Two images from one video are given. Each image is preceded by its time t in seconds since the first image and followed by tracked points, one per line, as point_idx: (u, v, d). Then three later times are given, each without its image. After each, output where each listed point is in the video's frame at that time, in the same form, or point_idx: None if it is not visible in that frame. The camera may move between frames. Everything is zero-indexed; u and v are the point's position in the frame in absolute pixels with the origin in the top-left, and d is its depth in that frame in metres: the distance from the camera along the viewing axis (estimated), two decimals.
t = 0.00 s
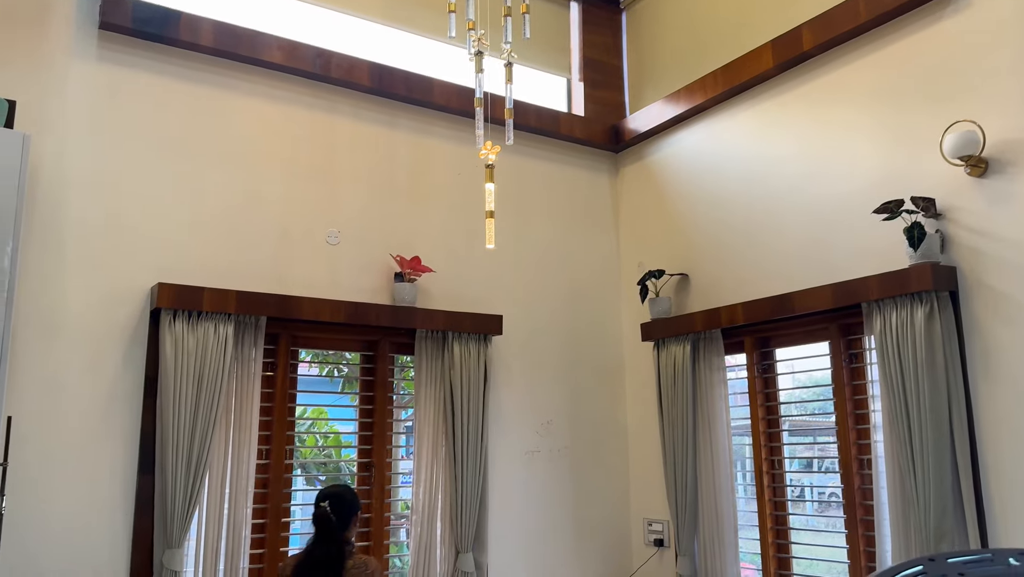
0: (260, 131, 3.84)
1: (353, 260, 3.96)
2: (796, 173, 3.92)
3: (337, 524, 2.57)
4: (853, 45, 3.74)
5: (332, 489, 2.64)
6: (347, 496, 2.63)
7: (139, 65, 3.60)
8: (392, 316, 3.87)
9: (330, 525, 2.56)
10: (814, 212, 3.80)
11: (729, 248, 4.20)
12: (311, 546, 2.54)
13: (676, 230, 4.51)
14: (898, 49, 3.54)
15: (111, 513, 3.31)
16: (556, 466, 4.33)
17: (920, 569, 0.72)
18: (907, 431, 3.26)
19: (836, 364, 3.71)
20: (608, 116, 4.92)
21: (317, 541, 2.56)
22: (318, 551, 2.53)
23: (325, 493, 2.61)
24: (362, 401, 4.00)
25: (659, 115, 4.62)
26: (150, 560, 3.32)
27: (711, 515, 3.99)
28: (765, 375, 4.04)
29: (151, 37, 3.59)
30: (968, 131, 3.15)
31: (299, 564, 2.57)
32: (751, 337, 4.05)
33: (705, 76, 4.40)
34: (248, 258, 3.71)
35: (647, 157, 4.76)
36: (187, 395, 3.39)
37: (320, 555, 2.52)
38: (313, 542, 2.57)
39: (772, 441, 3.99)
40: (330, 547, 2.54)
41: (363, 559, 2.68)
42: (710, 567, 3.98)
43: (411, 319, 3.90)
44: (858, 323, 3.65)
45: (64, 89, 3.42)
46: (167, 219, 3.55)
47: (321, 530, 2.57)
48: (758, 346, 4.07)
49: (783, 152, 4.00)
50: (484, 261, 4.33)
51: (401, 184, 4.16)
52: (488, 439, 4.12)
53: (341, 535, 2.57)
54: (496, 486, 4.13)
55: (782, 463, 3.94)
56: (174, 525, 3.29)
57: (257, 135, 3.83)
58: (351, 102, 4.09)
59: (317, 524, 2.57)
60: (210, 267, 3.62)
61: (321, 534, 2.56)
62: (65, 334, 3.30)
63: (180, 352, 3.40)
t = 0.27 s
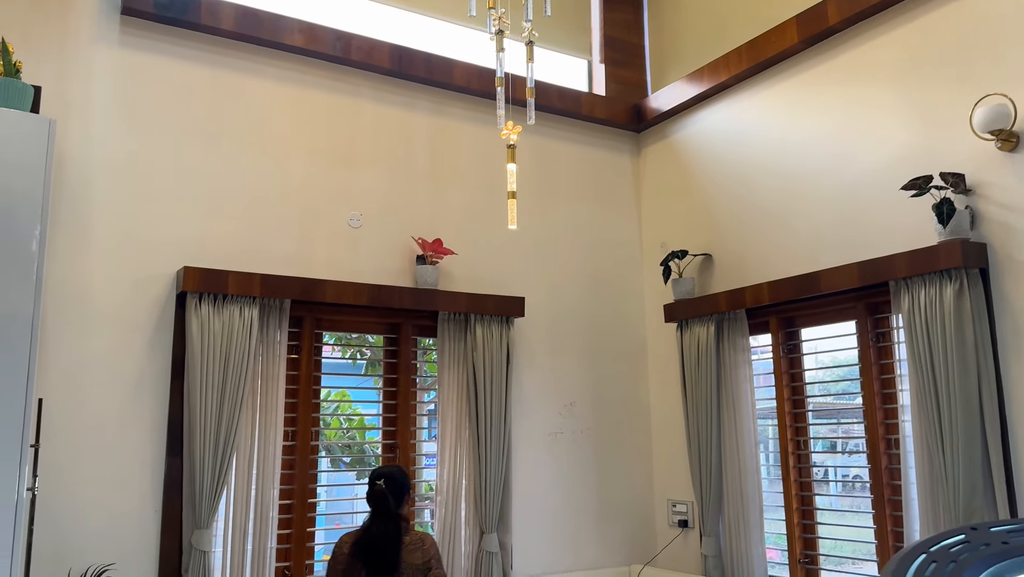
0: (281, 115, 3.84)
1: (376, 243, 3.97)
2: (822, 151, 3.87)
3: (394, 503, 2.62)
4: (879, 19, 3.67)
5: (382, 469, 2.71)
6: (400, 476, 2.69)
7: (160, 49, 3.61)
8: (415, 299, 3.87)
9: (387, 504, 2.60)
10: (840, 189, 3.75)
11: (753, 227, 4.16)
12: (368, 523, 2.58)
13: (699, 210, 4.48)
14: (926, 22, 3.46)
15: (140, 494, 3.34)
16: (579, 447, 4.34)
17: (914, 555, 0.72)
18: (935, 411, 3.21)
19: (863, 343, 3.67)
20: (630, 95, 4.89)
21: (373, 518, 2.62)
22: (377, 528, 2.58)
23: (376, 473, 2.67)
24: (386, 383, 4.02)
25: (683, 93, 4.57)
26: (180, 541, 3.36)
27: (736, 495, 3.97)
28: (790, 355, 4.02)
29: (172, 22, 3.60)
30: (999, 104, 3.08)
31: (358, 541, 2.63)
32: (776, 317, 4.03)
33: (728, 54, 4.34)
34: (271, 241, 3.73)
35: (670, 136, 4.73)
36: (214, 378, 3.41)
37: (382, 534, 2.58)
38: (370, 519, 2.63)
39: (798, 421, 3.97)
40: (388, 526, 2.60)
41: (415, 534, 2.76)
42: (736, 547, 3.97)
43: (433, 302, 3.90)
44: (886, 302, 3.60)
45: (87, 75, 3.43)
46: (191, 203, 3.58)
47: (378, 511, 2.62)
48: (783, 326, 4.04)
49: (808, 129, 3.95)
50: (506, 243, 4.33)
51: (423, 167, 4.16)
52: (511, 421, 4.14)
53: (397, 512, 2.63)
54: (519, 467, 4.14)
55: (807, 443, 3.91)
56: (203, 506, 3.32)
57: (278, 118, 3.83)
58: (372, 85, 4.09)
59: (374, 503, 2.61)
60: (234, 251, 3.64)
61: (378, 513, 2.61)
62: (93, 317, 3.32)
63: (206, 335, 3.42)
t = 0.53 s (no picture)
0: (302, 96, 3.85)
1: (398, 224, 3.98)
2: (848, 126, 3.81)
3: (437, 481, 2.57)
4: None
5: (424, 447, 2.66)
6: (441, 453, 2.64)
7: (182, 32, 3.62)
8: (437, 280, 3.88)
9: (430, 483, 2.55)
10: (867, 165, 3.70)
11: (776, 205, 4.13)
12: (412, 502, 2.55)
13: (722, 189, 4.45)
14: None
15: (168, 473, 3.37)
16: (602, 427, 4.35)
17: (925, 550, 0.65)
18: (964, 389, 3.17)
19: (890, 321, 3.63)
20: (652, 72, 4.86)
21: (417, 497, 2.58)
22: (422, 507, 2.55)
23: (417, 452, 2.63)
24: (409, 364, 4.04)
25: (705, 69, 4.52)
26: (208, 519, 3.39)
27: (760, 475, 3.95)
28: (816, 334, 3.99)
29: (192, 4, 3.60)
30: None
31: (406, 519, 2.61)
32: (801, 295, 4.00)
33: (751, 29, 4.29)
34: (294, 223, 3.74)
35: (693, 113, 4.69)
36: (240, 359, 3.44)
37: (427, 513, 2.54)
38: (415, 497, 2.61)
39: (823, 400, 3.94)
40: (432, 504, 2.56)
41: (460, 504, 2.70)
42: (760, 527, 3.95)
43: (455, 283, 3.91)
44: (913, 279, 3.56)
45: (110, 58, 3.45)
46: (215, 185, 3.59)
47: (422, 490, 2.57)
48: (809, 304, 4.01)
49: (833, 104, 3.89)
50: (528, 224, 4.33)
51: (443, 147, 4.15)
52: (534, 401, 4.15)
53: (440, 491, 2.58)
54: (542, 446, 4.16)
55: (833, 422, 3.89)
56: (229, 485, 3.36)
57: (299, 100, 3.83)
58: (392, 65, 4.08)
59: (416, 482, 2.56)
60: (258, 233, 3.66)
61: (422, 493, 2.57)
62: (120, 299, 3.35)
63: (231, 316, 3.44)
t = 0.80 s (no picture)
0: (319, 77, 3.84)
1: (416, 205, 3.98)
2: (870, 102, 3.75)
3: (476, 457, 2.69)
4: None
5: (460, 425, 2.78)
6: (478, 431, 2.77)
7: (198, 14, 3.61)
8: (455, 261, 3.87)
9: (471, 458, 2.67)
10: (889, 141, 3.65)
11: (797, 183, 4.08)
12: (453, 477, 2.67)
13: (741, 167, 4.42)
14: None
15: (190, 453, 3.40)
16: (621, 407, 4.36)
17: (955, 513, 0.64)
18: (989, 368, 3.13)
19: (912, 298, 3.60)
20: (670, 50, 4.81)
21: (458, 472, 2.69)
22: (462, 481, 2.67)
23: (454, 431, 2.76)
24: (428, 344, 4.05)
25: (725, 46, 4.48)
26: (231, 498, 3.42)
27: (781, 455, 3.94)
28: (837, 313, 3.96)
29: None
30: None
31: (447, 492, 2.74)
32: (823, 274, 3.98)
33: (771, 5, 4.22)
34: (312, 205, 3.74)
35: (712, 90, 4.65)
36: (260, 340, 3.45)
37: (468, 486, 2.67)
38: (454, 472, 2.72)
39: (845, 379, 3.92)
40: (473, 478, 2.68)
41: (499, 480, 2.85)
42: (780, 507, 3.94)
43: (473, 264, 3.90)
44: (937, 256, 3.52)
45: (127, 41, 3.45)
46: (233, 167, 3.60)
47: (462, 465, 2.69)
48: (830, 283, 3.99)
49: (855, 80, 3.83)
50: (545, 204, 4.32)
51: (460, 128, 4.14)
52: (553, 382, 4.16)
53: (480, 465, 2.70)
54: (561, 426, 4.17)
55: (854, 401, 3.87)
56: (251, 465, 3.38)
57: (316, 81, 3.83)
58: (408, 45, 4.06)
59: (456, 458, 2.69)
60: (276, 214, 3.67)
61: (462, 468, 2.69)
62: (140, 281, 3.37)
63: (251, 298, 3.46)
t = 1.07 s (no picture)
0: (336, 59, 3.84)
1: (433, 187, 3.98)
2: (892, 78, 3.70)
3: (522, 431, 2.77)
4: None
5: (498, 402, 2.83)
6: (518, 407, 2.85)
7: None
8: (472, 243, 3.87)
9: (519, 433, 2.74)
10: (911, 118, 3.59)
11: (817, 162, 4.04)
12: (503, 451, 2.73)
13: (760, 147, 4.39)
14: None
15: (211, 433, 3.44)
16: (639, 388, 4.36)
17: (981, 478, 0.62)
18: (1012, 346, 3.08)
19: (934, 277, 3.56)
20: (688, 28, 4.76)
21: (505, 446, 2.75)
22: (511, 455, 2.73)
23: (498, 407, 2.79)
24: (445, 326, 4.07)
25: (743, 23, 4.42)
26: (252, 477, 3.46)
27: (800, 436, 3.93)
28: (858, 293, 3.93)
29: None
30: None
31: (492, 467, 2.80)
32: (843, 253, 3.94)
33: None
34: (329, 187, 3.76)
35: (731, 68, 4.61)
36: (279, 322, 3.47)
37: (519, 461, 2.74)
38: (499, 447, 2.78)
39: (865, 359, 3.89)
40: (521, 452, 2.75)
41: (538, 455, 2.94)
42: (800, 487, 3.94)
43: (490, 245, 3.90)
44: (960, 234, 3.48)
45: (145, 23, 3.46)
46: (250, 149, 3.62)
47: (510, 440, 2.76)
48: (850, 263, 3.96)
49: (876, 55, 3.78)
50: (563, 185, 4.31)
51: (477, 109, 4.13)
52: (570, 363, 4.16)
53: (524, 440, 2.77)
54: (578, 407, 4.17)
55: (875, 381, 3.82)
56: (272, 444, 3.41)
57: (332, 62, 3.83)
58: (425, 26, 4.05)
59: (504, 434, 2.74)
60: (294, 196, 3.68)
61: (512, 445, 2.75)
62: (161, 262, 3.40)
63: (270, 279, 3.47)
